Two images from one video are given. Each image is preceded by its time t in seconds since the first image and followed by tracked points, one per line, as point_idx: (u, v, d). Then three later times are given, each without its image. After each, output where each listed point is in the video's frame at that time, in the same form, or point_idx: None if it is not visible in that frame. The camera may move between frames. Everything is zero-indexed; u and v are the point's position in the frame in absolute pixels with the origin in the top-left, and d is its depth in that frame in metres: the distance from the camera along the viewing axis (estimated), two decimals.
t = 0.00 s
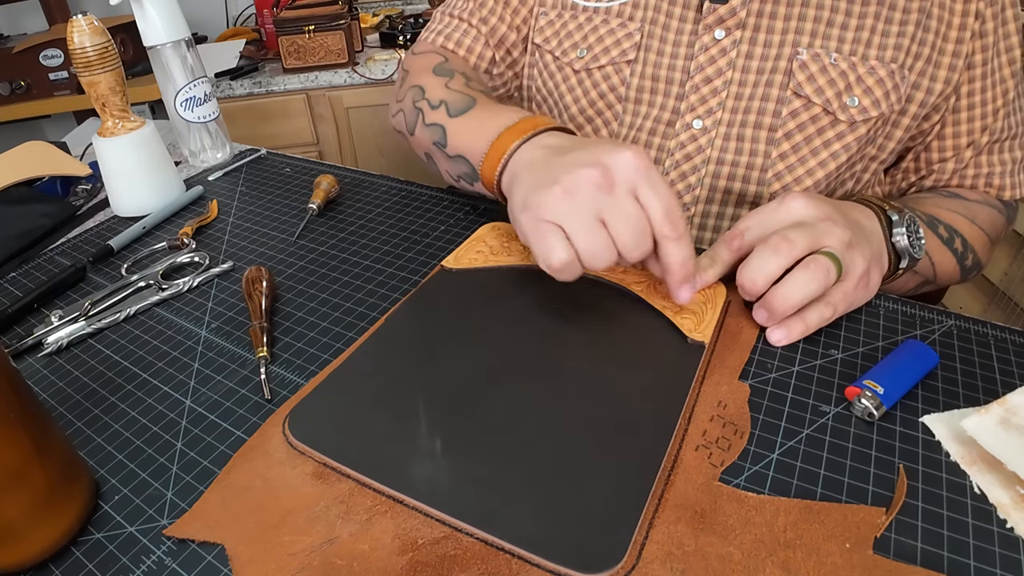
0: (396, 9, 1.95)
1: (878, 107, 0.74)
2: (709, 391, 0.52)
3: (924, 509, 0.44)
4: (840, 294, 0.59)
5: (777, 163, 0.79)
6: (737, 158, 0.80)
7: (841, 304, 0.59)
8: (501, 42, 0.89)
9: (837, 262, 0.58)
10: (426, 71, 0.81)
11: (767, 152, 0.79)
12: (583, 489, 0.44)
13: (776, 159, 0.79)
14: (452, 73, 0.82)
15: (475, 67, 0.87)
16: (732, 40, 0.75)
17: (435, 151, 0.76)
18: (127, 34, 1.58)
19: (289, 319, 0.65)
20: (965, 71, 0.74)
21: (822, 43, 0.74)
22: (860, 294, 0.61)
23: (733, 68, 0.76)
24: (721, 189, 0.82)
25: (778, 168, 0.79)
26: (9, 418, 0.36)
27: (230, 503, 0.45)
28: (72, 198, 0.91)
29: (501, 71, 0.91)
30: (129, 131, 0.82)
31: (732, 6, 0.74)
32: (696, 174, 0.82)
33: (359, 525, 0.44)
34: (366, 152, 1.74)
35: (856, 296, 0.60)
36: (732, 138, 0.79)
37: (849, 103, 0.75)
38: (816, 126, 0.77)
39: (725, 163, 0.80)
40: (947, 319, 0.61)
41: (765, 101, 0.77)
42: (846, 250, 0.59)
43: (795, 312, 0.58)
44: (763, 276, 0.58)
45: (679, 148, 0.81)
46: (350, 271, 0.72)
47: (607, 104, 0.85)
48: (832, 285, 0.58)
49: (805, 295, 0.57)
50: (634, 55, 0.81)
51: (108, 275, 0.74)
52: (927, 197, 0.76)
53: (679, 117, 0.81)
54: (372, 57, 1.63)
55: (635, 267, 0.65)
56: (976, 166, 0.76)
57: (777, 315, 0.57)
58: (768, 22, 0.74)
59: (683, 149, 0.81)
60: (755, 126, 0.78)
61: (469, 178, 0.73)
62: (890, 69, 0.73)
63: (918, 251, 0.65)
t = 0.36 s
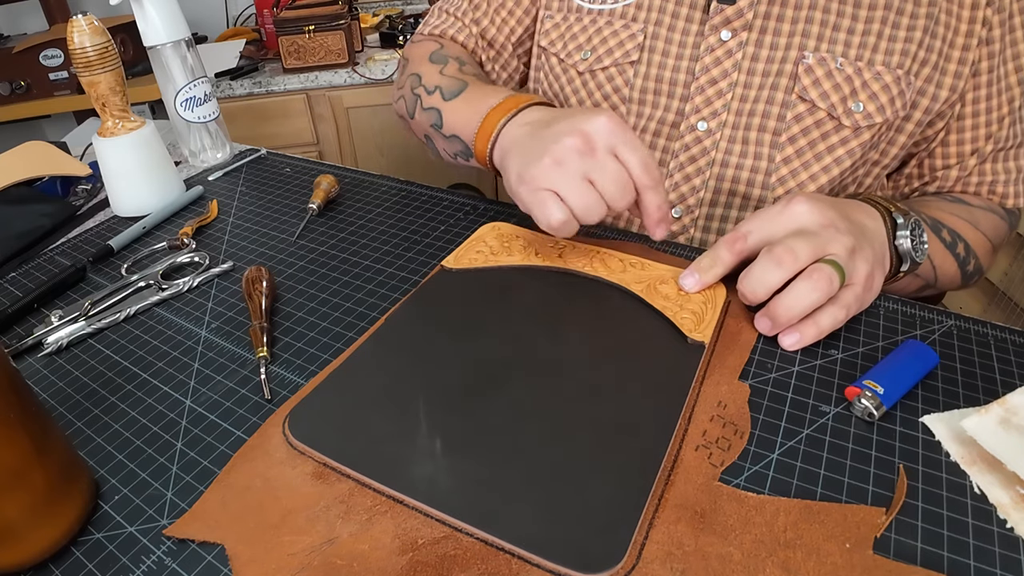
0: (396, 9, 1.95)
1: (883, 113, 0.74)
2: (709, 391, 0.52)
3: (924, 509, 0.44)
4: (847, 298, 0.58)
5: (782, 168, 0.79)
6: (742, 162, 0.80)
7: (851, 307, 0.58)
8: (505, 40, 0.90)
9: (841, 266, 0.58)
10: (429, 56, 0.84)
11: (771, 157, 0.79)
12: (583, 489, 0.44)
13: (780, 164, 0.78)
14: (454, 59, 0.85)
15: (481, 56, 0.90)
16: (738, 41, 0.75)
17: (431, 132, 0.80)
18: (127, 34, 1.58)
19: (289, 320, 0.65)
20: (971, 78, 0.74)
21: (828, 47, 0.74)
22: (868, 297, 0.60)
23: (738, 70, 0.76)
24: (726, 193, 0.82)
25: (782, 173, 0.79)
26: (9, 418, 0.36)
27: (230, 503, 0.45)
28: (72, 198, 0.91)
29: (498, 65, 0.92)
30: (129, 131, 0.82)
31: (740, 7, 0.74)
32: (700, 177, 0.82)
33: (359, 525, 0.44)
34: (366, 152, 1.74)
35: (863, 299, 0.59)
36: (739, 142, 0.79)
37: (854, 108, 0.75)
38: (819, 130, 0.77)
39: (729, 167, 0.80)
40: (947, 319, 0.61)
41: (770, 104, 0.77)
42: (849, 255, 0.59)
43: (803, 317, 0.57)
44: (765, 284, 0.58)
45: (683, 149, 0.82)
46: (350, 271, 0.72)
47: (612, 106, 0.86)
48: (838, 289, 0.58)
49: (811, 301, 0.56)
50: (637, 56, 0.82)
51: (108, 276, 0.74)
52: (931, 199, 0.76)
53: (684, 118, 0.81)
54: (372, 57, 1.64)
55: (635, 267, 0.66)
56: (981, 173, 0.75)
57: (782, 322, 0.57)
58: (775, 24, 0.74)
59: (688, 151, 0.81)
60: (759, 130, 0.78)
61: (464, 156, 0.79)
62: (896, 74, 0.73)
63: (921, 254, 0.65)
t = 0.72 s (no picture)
0: (396, 9, 1.94)
1: (881, 122, 0.74)
2: (709, 391, 0.52)
3: (924, 509, 0.44)
4: (845, 297, 0.58)
5: (778, 176, 0.79)
6: (738, 169, 0.79)
7: (850, 307, 0.58)
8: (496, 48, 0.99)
9: (838, 266, 0.58)
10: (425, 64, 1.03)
11: (766, 165, 0.78)
12: (583, 489, 0.44)
13: (776, 172, 0.78)
14: (445, 64, 1.02)
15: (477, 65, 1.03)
16: (732, 46, 0.76)
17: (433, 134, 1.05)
18: (127, 34, 1.58)
19: (288, 320, 0.65)
20: (973, 85, 0.73)
21: (825, 55, 0.74)
22: (866, 296, 0.60)
23: (734, 76, 0.77)
24: (722, 202, 0.82)
25: (778, 180, 0.79)
26: (9, 418, 0.36)
27: (230, 503, 0.45)
28: (72, 198, 0.91)
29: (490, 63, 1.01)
30: (129, 131, 0.82)
31: (733, 13, 0.74)
32: (696, 185, 0.82)
33: (359, 525, 0.44)
34: (366, 152, 1.74)
35: (862, 298, 0.59)
36: (733, 150, 0.79)
37: (852, 117, 0.75)
38: (816, 139, 0.77)
39: (725, 175, 0.80)
40: (947, 319, 0.61)
41: (766, 112, 0.77)
42: (847, 255, 0.59)
43: (801, 318, 0.57)
44: (762, 284, 0.57)
45: (679, 157, 0.81)
46: (350, 271, 0.72)
47: (608, 115, 0.86)
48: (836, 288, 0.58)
49: (807, 301, 0.56)
50: (630, 65, 0.83)
51: (108, 275, 0.74)
52: (933, 203, 0.76)
53: (679, 125, 0.81)
54: (372, 57, 1.64)
55: (635, 267, 0.66)
56: (985, 181, 0.75)
57: (778, 323, 0.57)
58: (771, 29, 0.74)
59: (684, 159, 0.81)
60: (755, 138, 0.78)
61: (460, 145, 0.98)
62: (895, 82, 0.73)
63: (919, 256, 0.65)
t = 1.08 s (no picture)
0: (396, 9, 1.95)
1: (879, 118, 0.74)
2: (709, 391, 0.52)
3: (924, 509, 0.44)
4: (846, 296, 0.58)
5: (777, 175, 0.78)
6: (737, 170, 0.79)
7: (851, 306, 0.58)
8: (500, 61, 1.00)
9: (840, 265, 0.57)
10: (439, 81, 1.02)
11: (765, 164, 0.78)
12: (583, 489, 0.44)
13: (776, 171, 0.78)
14: (460, 80, 1.02)
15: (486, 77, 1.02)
16: (728, 48, 0.76)
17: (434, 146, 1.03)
18: (127, 34, 1.58)
19: (287, 320, 0.65)
20: (972, 78, 0.73)
21: (822, 52, 0.74)
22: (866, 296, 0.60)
23: (730, 77, 0.77)
24: (722, 202, 0.82)
25: (777, 180, 0.79)
26: (10, 418, 0.36)
27: (230, 503, 0.45)
28: (72, 198, 0.91)
29: (494, 71, 1.01)
30: (129, 131, 0.82)
31: (727, 14, 0.75)
32: (696, 186, 0.82)
33: (359, 525, 0.44)
34: (366, 153, 1.74)
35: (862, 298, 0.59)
36: (733, 149, 0.79)
37: (850, 113, 0.75)
38: (815, 137, 0.77)
39: (724, 175, 0.80)
40: (947, 319, 0.61)
41: (764, 111, 0.77)
42: (848, 254, 0.59)
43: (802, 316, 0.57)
44: (764, 279, 0.57)
45: (678, 158, 0.82)
46: (350, 271, 0.72)
47: (606, 119, 0.86)
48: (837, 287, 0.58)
49: (809, 299, 0.56)
50: (628, 69, 0.83)
51: (108, 275, 0.74)
52: (934, 199, 0.75)
53: (678, 127, 0.81)
54: (372, 57, 1.64)
55: (635, 266, 0.66)
56: (987, 173, 0.74)
57: (780, 319, 0.57)
58: (766, 28, 0.74)
59: (682, 160, 0.81)
60: (754, 139, 0.78)
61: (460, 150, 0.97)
62: (892, 78, 0.73)
63: (919, 256, 0.65)
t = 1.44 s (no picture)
0: (396, 9, 1.94)
1: (876, 114, 0.73)
2: (709, 391, 0.52)
3: (924, 509, 0.44)
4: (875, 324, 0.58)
5: (774, 173, 0.78)
6: (734, 167, 0.79)
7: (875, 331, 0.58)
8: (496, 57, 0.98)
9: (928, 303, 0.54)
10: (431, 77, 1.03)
11: (763, 161, 0.78)
12: (583, 489, 0.44)
13: (773, 168, 0.78)
14: (451, 75, 1.01)
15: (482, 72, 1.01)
16: (725, 45, 0.76)
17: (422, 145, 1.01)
18: (127, 34, 1.58)
19: (288, 321, 0.64)
20: (970, 76, 0.72)
21: (819, 50, 0.74)
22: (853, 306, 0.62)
23: (727, 74, 0.77)
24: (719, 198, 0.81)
25: (775, 177, 0.78)
26: (9, 417, 0.36)
27: (230, 503, 0.45)
28: (72, 198, 0.91)
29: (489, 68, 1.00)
30: (129, 131, 0.82)
31: (722, 12, 0.76)
32: (694, 182, 0.82)
33: (359, 525, 0.44)
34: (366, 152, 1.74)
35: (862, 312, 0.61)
36: (730, 145, 0.79)
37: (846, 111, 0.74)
38: (811, 134, 0.76)
39: (723, 172, 0.80)
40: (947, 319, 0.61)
41: (762, 108, 0.77)
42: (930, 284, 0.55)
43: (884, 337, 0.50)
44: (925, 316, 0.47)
45: (676, 155, 0.82)
46: (350, 271, 0.72)
47: (603, 116, 0.87)
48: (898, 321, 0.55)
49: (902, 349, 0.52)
50: (625, 65, 0.83)
51: (108, 276, 0.74)
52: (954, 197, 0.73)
53: (675, 124, 0.82)
54: (372, 57, 1.64)
55: (635, 266, 0.66)
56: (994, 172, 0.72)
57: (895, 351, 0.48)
58: (762, 26, 0.75)
59: (681, 157, 0.82)
60: (751, 135, 0.78)
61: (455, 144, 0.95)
62: (888, 76, 0.73)
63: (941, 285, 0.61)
